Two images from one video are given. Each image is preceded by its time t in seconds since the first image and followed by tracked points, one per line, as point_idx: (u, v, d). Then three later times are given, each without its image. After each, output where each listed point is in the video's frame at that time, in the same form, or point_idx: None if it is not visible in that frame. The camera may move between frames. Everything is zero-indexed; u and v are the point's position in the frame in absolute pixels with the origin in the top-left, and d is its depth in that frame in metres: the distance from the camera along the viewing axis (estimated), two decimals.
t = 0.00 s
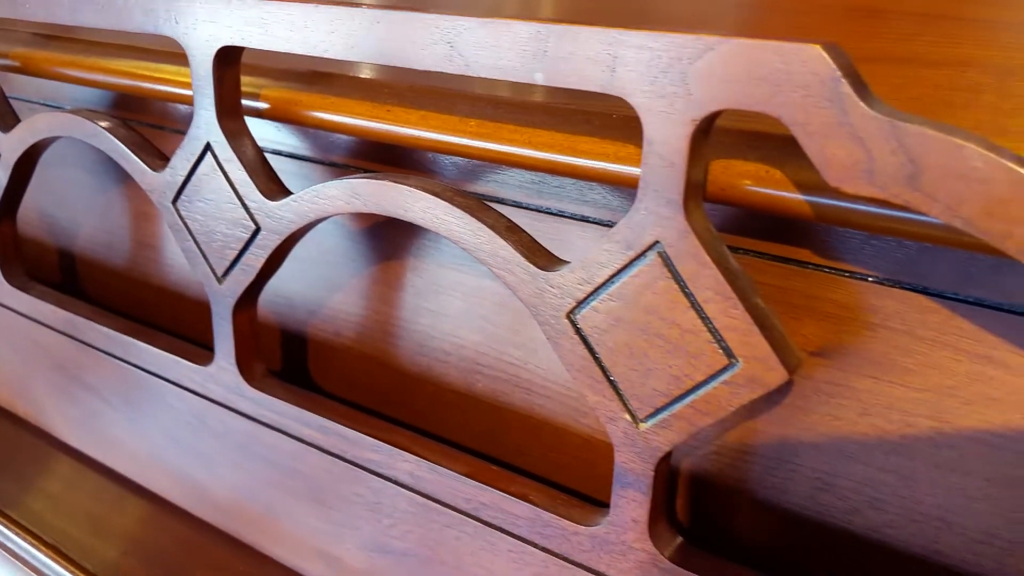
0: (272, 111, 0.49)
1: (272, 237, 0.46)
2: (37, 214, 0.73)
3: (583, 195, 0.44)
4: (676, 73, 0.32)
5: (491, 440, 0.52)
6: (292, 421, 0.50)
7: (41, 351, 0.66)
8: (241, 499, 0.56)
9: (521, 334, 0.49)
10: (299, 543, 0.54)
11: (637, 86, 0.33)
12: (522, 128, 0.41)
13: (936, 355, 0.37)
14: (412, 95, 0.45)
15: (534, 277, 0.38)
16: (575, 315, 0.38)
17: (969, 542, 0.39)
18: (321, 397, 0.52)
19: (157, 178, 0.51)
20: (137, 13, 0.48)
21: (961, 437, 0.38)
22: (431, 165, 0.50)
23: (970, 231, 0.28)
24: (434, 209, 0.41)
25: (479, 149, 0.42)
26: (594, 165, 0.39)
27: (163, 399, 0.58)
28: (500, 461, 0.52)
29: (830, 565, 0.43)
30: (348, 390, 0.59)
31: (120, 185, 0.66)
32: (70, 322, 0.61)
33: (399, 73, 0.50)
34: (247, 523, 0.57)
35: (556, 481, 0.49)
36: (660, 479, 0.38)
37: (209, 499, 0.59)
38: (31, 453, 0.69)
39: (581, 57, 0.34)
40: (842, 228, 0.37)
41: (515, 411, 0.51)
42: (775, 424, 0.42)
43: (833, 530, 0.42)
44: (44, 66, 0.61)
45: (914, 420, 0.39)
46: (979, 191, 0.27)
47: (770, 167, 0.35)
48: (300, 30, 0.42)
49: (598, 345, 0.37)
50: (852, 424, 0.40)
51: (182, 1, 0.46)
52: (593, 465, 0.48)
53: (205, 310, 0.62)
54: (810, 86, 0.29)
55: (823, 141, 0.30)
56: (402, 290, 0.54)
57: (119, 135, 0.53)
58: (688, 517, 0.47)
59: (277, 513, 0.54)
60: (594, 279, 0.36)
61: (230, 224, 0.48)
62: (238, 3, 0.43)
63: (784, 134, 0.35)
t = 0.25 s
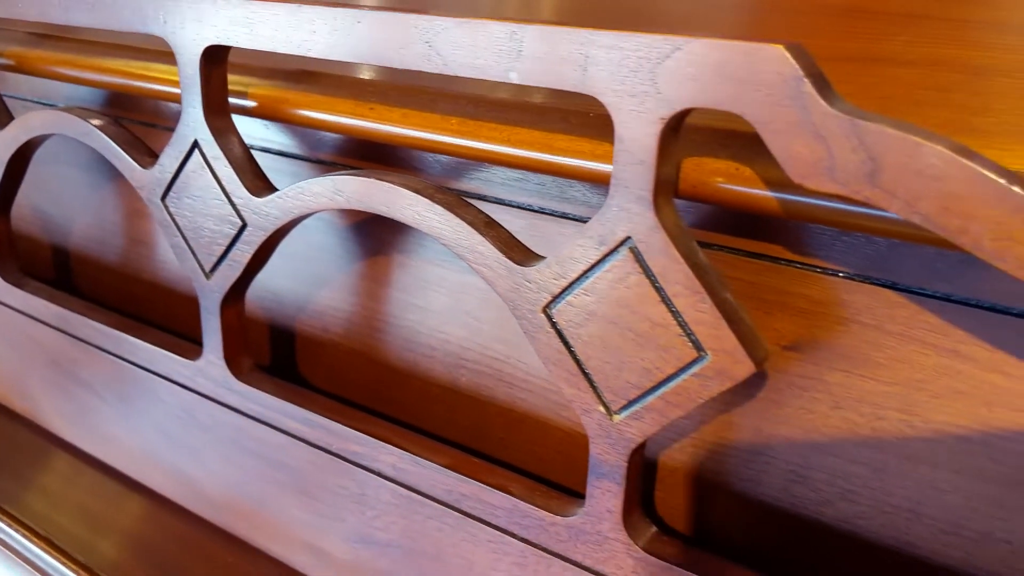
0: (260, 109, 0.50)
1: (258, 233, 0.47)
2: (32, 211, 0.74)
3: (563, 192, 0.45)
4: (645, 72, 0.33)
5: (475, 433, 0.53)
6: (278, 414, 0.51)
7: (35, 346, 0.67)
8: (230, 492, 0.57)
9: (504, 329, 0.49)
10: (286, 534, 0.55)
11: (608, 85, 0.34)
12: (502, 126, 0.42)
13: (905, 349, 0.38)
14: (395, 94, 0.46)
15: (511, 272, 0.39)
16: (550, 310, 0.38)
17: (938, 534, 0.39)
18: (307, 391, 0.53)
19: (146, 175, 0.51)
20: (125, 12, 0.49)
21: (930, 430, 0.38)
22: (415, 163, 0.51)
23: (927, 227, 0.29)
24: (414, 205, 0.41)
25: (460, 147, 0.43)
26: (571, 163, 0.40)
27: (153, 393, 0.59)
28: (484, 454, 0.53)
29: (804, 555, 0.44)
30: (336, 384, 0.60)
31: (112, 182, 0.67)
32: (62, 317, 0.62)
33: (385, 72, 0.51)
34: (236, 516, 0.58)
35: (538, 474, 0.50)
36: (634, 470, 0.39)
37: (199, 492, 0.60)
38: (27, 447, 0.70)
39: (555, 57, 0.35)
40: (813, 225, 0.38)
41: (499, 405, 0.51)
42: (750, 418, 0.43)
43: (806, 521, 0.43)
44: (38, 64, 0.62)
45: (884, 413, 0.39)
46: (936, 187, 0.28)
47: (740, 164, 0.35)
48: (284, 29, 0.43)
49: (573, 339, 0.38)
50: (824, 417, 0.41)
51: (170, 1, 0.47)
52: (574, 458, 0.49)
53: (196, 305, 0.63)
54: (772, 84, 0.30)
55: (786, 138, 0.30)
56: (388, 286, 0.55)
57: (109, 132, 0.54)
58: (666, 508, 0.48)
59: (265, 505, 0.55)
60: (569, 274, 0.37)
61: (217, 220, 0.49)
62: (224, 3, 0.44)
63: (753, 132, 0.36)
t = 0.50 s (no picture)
0: (250, 108, 0.51)
1: (248, 231, 0.48)
2: (28, 210, 0.75)
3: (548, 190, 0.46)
4: (621, 72, 0.33)
5: (463, 429, 0.54)
6: (268, 410, 0.52)
7: (30, 344, 0.67)
8: (221, 488, 0.58)
9: (490, 326, 0.50)
10: (278, 529, 0.56)
11: (585, 85, 0.34)
12: (486, 125, 0.42)
13: (881, 345, 0.39)
14: (383, 93, 0.47)
15: (493, 269, 0.40)
16: (532, 306, 0.39)
17: (915, 527, 0.40)
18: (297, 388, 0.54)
19: (138, 174, 0.52)
20: (116, 14, 0.50)
21: (906, 424, 0.39)
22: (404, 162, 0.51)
23: (895, 223, 0.29)
24: (399, 203, 0.42)
25: (446, 146, 0.44)
26: (553, 161, 0.40)
27: (146, 389, 0.59)
28: (472, 451, 0.53)
29: (785, 549, 0.44)
30: (328, 381, 0.61)
31: (105, 181, 0.67)
32: (57, 315, 0.63)
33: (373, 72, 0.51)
34: (228, 511, 0.59)
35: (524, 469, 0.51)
36: (614, 464, 0.40)
37: (192, 487, 0.60)
38: (24, 445, 0.71)
39: (534, 57, 0.35)
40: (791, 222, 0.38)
41: (486, 401, 0.52)
42: (731, 413, 0.44)
43: (786, 515, 0.43)
44: (32, 65, 0.63)
45: (862, 408, 0.40)
46: (902, 184, 0.29)
47: (717, 162, 0.36)
48: (272, 30, 0.43)
49: (554, 335, 0.39)
50: (803, 412, 0.41)
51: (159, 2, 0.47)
52: (559, 454, 0.49)
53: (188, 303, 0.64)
54: (743, 84, 0.31)
55: (758, 137, 0.31)
56: (377, 283, 0.55)
57: (102, 131, 0.54)
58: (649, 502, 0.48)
59: (256, 500, 0.56)
60: (550, 271, 0.38)
61: (207, 218, 0.49)
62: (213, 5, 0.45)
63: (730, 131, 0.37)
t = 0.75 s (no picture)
0: (239, 108, 0.51)
1: (236, 229, 0.49)
2: (24, 210, 0.76)
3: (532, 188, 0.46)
4: (597, 71, 0.34)
5: (451, 426, 0.54)
6: (257, 406, 0.53)
7: (24, 342, 0.68)
8: (213, 484, 0.59)
9: (476, 323, 0.51)
10: (268, 524, 0.56)
11: (562, 84, 0.35)
12: (470, 124, 0.43)
13: (858, 340, 0.39)
14: (370, 93, 0.47)
15: (475, 266, 0.40)
16: (513, 302, 0.39)
17: (892, 520, 0.40)
18: (286, 384, 0.54)
19: (129, 173, 0.53)
20: (106, 15, 0.50)
21: (883, 419, 0.39)
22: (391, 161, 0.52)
23: (864, 219, 0.30)
24: (383, 201, 0.43)
25: (431, 145, 0.45)
26: (536, 160, 0.41)
27: (138, 387, 0.60)
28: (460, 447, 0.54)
29: (766, 543, 0.44)
30: (319, 378, 0.61)
31: (98, 181, 0.68)
32: (50, 313, 0.64)
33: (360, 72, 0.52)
34: (220, 507, 0.59)
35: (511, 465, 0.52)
36: (595, 458, 0.40)
37: (184, 483, 0.61)
38: (19, 442, 0.72)
39: (513, 57, 0.36)
40: (769, 219, 0.39)
41: (473, 397, 0.52)
42: (712, 409, 0.44)
43: (767, 509, 0.44)
44: (25, 66, 0.64)
45: (839, 403, 0.40)
46: (869, 180, 0.29)
47: (694, 160, 0.37)
48: (258, 30, 0.44)
49: (535, 331, 0.39)
50: (782, 407, 0.42)
51: (148, 3, 0.48)
52: (544, 449, 0.50)
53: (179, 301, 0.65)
54: (715, 82, 0.31)
55: (730, 135, 0.31)
56: (366, 281, 0.56)
57: (93, 131, 0.55)
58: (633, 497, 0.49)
59: (247, 496, 0.57)
60: (530, 268, 0.38)
61: (197, 217, 0.50)
62: (200, 6, 0.46)
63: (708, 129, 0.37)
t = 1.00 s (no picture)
0: (227, 106, 0.52)
1: (224, 226, 0.49)
2: (18, 208, 0.76)
3: (516, 186, 0.46)
4: (575, 69, 0.34)
5: (438, 422, 0.55)
6: (245, 402, 0.53)
7: (17, 339, 0.69)
8: (203, 479, 0.59)
9: (463, 320, 0.51)
10: (257, 519, 0.57)
11: (541, 82, 0.35)
12: (454, 122, 0.43)
13: (836, 336, 0.39)
14: (356, 91, 0.48)
15: (457, 262, 0.41)
16: (495, 298, 0.40)
17: (871, 515, 0.41)
18: (275, 381, 0.55)
19: (118, 171, 0.53)
20: (96, 15, 0.51)
21: (860, 414, 0.40)
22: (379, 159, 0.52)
23: (835, 215, 0.30)
24: (368, 198, 0.43)
25: (415, 142, 0.45)
26: (518, 157, 0.41)
27: (128, 383, 0.60)
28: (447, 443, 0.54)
29: (747, 539, 0.45)
30: (308, 375, 0.62)
31: (91, 179, 0.69)
32: (41, 310, 0.64)
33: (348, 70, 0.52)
34: (211, 503, 0.60)
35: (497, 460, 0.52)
36: (576, 452, 0.41)
37: (174, 479, 0.61)
38: (12, 439, 0.72)
39: (493, 55, 0.36)
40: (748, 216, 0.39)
41: (460, 393, 0.53)
42: (694, 404, 0.44)
43: (748, 504, 0.44)
44: (18, 65, 0.64)
45: (818, 398, 0.41)
46: (840, 176, 0.29)
47: (673, 158, 0.37)
48: (244, 29, 0.44)
49: (516, 326, 0.40)
50: (763, 403, 0.42)
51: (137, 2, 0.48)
52: (529, 445, 0.50)
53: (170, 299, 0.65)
54: (690, 80, 0.31)
55: (704, 132, 0.32)
56: (354, 278, 0.56)
57: (83, 130, 0.56)
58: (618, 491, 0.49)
59: (236, 491, 0.57)
60: (512, 264, 0.39)
61: (185, 214, 0.51)
62: (188, 5, 0.46)
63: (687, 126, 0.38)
